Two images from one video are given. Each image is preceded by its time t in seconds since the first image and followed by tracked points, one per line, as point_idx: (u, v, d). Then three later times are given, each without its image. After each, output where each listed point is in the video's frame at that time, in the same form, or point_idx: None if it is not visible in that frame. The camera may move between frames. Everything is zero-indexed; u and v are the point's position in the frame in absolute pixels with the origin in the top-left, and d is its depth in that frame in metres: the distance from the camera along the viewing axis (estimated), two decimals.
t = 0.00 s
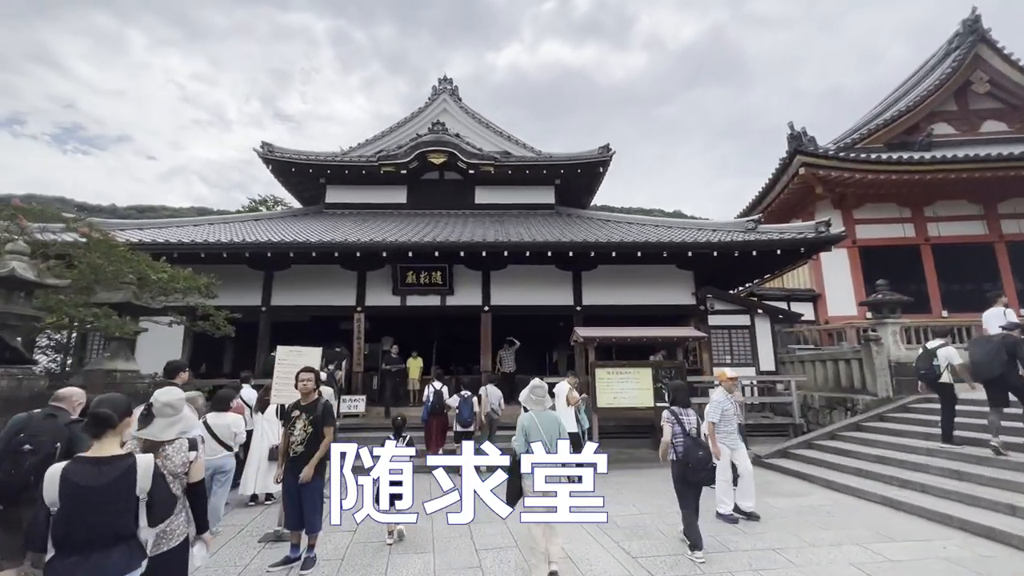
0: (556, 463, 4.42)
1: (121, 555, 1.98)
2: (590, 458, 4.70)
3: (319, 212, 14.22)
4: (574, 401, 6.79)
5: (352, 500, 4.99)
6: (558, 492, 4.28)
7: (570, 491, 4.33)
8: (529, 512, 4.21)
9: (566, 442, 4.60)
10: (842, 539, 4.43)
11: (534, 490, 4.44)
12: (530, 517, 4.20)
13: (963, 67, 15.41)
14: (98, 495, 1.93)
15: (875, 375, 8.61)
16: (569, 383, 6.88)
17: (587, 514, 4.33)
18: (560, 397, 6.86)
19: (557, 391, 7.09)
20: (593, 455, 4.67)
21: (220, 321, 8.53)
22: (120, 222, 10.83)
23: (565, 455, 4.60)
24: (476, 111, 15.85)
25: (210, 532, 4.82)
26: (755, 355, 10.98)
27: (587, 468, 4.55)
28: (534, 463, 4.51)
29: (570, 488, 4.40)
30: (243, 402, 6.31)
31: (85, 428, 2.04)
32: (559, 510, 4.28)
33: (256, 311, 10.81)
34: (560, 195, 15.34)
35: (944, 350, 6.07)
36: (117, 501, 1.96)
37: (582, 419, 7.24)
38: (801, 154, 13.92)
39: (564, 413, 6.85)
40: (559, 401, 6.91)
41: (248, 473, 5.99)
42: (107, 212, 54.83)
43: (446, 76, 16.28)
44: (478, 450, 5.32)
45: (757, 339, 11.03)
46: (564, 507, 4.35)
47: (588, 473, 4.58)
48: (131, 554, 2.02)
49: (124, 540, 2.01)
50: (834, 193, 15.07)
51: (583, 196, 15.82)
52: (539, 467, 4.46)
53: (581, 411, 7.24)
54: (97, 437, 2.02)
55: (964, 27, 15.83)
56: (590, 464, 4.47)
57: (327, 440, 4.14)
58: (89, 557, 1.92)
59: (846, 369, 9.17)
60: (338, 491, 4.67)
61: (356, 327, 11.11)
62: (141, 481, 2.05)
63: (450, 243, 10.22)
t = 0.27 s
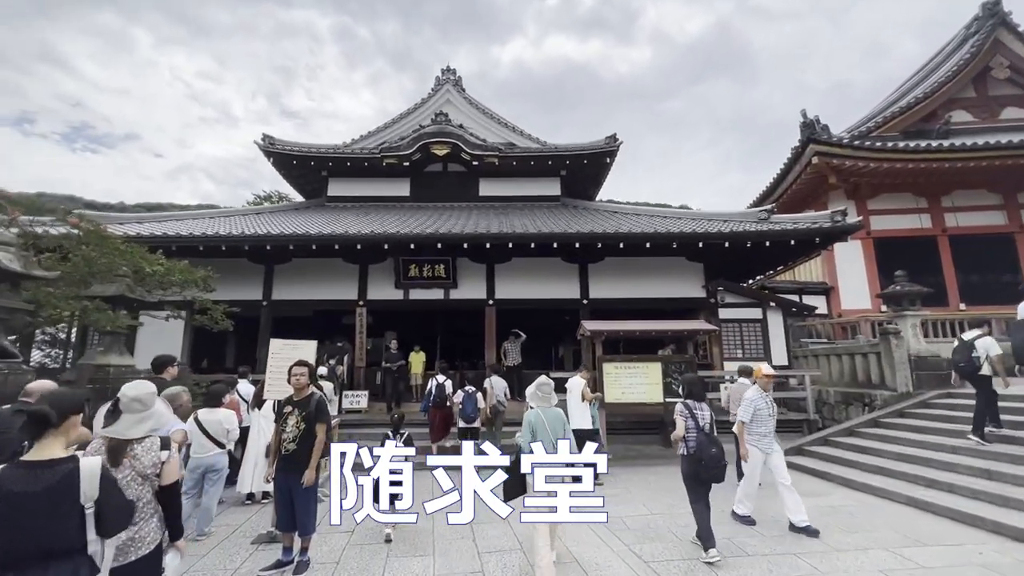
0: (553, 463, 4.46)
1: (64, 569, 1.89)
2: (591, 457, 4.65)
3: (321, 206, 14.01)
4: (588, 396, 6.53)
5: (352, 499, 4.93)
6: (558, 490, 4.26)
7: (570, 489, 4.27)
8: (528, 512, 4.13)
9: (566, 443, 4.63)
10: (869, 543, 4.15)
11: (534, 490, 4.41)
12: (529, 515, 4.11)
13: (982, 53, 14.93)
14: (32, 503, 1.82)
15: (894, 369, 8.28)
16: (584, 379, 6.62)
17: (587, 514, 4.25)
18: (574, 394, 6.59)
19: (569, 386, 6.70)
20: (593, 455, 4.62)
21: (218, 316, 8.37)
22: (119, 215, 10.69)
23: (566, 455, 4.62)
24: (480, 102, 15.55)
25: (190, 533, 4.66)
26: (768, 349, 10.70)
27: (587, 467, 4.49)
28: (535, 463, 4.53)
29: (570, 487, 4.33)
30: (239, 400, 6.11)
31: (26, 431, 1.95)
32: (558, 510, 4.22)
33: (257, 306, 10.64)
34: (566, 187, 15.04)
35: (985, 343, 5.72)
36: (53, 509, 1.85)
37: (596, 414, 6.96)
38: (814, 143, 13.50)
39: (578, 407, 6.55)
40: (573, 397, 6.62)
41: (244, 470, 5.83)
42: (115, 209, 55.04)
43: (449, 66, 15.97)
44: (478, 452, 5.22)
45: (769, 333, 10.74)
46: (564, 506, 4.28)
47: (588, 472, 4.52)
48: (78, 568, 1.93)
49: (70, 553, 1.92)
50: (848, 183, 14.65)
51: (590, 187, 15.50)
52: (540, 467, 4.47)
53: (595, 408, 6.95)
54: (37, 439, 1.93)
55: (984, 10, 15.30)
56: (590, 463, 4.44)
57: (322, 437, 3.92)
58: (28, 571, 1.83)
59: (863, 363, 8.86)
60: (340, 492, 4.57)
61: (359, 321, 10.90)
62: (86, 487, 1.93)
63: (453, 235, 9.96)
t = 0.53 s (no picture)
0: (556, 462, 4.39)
1: None
2: (591, 457, 4.57)
3: (319, 201, 13.77)
4: (599, 395, 6.26)
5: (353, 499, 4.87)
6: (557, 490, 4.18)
7: (569, 490, 4.21)
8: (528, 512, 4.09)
9: (567, 442, 4.52)
10: (894, 553, 3.88)
11: (534, 491, 4.35)
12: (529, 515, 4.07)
13: (995, 42, 14.57)
14: None
15: (910, 367, 7.98)
16: (595, 378, 6.33)
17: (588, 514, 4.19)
18: (586, 394, 6.28)
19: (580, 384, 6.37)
20: (593, 455, 4.54)
21: (212, 314, 8.16)
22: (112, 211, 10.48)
23: (565, 454, 4.53)
24: (481, 95, 15.24)
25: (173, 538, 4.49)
26: (776, 346, 10.46)
27: (588, 467, 4.41)
28: (535, 463, 4.49)
29: (570, 488, 4.27)
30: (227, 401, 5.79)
31: None
32: (558, 510, 4.15)
33: (253, 302, 10.43)
34: (569, 181, 14.76)
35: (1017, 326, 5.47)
36: None
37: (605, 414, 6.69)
38: (823, 134, 13.15)
39: (590, 406, 6.22)
40: (583, 396, 6.30)
41: (234, 472, 5.59)
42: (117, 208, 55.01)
43: (449, 59, 15.67)
44: (480, 451, 5.03)
45: (778, 329, 10.47)
46: (564, 506, 4.22)
47: (587, 473, 4.44)
48: None
49: None
50: (857, 176, 14.31)
51: (593, 181, 15.21)
52: (540, 467, 4.40)
53: (605, 407, 6.66)
54: None
55: None
56: (591, 463, 4.35)
57: (310, 441, 3.67)
58: None
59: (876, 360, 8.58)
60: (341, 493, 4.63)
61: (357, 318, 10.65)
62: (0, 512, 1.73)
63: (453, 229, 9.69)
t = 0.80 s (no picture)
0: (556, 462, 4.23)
1: None
2: (591, 457, 4.44)
3: (316, 196, 13.53)
4: (609, 392, 6.02)
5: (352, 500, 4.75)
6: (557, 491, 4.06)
7: (569, 489, 4.08)
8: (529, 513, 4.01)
9: (567, 442, 4.39)
10: (924, 560, 3.64)
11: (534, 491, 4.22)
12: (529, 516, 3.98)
13: (1004, 31, 14.29)
14: None
15: (923, 362, 7.74)
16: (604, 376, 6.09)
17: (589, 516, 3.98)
18: (594, 391, 6.04)
19: (590, 382, 6.11)
20: (593, 455, 4.41)
21: (204, 311, 7.94)
22: (104, 208, 10.23)
23: (565, 455, 4.39)
24: (480, 87, 14.97)
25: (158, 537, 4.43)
26: (783, 341, 10.22)
27: (588, 467, 4.26)
28: (534, 464, 4.35)
29: (570, 488, 4.13)
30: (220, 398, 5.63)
31: None
32: (558, 510, 4.03)
33: (249, 299, 10.19)
34: (570, 175, 14.50)
35: None
36: None
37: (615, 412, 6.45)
38: (830, 125, 12.87)
39: (599, 403, 5.99)
40: (591, 393, 6.08)
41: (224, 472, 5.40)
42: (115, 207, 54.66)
43: (448, 51, 15.39)
44: (479, 449, 4.84)
45: (785, 324, 10.26)
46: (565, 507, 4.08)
47: (588, 473, 4.29)
48: None
49: None
50: (864, 168, 14.03)
51: (595, 175, 14.94)
52: (539, 467, 4.27)
53: (615, 404, 6.43)
54: None
55: None
56: (591, 463, 4.20)
57: (299, 442, 3.43)
58: None
59: (888, 356, 8.35)
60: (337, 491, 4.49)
61: (354, 315, 10.42)
62: None
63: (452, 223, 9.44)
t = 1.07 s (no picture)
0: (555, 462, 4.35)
1: None
2: (591, 457, 4.52)
3: (312, 192, 13.27)
4: (617, 391, 5.80)
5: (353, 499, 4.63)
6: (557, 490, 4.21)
7: (569, 489, 4.21)
8: (528, 513, 4.12)
9: (566, 442, 4.52)
10: (956, 570, 3.41)
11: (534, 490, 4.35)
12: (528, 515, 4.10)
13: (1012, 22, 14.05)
14: None
15: (937, 358, 7.51)
16: (611, 374, 5.85)
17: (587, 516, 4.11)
18: (602, 390, 5.82)
19: (597, 380, 5.87)
20: (593, 455, 4.50)
21: (196, 309, 7.70)
22: (93, 204, 9.96)
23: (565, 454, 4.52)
24: (479, 81, 14.71)
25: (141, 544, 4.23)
26: (791, 338, 9.99)
27: (587, 467, 4.38)
28: (535, 463, 4.45)
29: (571, 488, 4.25)
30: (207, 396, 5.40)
31: None
32: (558, 510, 4.18)
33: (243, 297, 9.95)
34: (571, 170, 14.26)
35: None
36: None
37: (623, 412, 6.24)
38: (835, 118, 12.64)
39: (606, 403, 5.79)
40: (598, 393, 5.86)
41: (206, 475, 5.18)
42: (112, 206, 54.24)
43: (446, 44, 15.12)
44: (480, 448, 4.60)
45: (792, 320, 10.03)
46: (564, 506, 4.24)
47: (588, 473, 4.41)
48: None
49: None
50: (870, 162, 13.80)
51: (596, 170, 14.70)
52: (539, 467, 4.40)
53: (624, 404, 6.22)
54: None
55: None
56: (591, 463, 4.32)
57: (288, 448, 3.18)
58: None
59: (900, 352, 8.12)
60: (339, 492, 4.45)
61: (351, 313, 10.18)
62: None
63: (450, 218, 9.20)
